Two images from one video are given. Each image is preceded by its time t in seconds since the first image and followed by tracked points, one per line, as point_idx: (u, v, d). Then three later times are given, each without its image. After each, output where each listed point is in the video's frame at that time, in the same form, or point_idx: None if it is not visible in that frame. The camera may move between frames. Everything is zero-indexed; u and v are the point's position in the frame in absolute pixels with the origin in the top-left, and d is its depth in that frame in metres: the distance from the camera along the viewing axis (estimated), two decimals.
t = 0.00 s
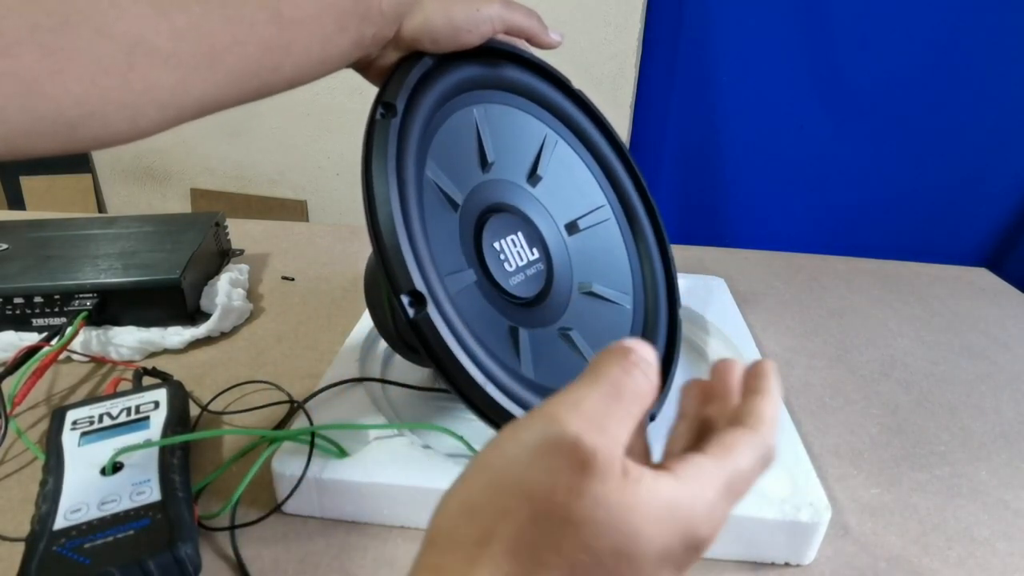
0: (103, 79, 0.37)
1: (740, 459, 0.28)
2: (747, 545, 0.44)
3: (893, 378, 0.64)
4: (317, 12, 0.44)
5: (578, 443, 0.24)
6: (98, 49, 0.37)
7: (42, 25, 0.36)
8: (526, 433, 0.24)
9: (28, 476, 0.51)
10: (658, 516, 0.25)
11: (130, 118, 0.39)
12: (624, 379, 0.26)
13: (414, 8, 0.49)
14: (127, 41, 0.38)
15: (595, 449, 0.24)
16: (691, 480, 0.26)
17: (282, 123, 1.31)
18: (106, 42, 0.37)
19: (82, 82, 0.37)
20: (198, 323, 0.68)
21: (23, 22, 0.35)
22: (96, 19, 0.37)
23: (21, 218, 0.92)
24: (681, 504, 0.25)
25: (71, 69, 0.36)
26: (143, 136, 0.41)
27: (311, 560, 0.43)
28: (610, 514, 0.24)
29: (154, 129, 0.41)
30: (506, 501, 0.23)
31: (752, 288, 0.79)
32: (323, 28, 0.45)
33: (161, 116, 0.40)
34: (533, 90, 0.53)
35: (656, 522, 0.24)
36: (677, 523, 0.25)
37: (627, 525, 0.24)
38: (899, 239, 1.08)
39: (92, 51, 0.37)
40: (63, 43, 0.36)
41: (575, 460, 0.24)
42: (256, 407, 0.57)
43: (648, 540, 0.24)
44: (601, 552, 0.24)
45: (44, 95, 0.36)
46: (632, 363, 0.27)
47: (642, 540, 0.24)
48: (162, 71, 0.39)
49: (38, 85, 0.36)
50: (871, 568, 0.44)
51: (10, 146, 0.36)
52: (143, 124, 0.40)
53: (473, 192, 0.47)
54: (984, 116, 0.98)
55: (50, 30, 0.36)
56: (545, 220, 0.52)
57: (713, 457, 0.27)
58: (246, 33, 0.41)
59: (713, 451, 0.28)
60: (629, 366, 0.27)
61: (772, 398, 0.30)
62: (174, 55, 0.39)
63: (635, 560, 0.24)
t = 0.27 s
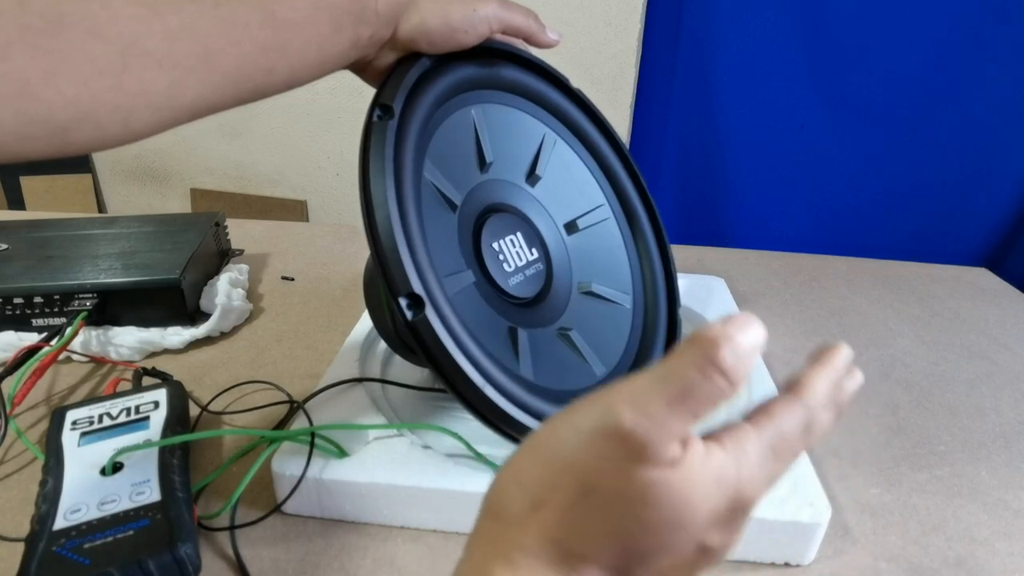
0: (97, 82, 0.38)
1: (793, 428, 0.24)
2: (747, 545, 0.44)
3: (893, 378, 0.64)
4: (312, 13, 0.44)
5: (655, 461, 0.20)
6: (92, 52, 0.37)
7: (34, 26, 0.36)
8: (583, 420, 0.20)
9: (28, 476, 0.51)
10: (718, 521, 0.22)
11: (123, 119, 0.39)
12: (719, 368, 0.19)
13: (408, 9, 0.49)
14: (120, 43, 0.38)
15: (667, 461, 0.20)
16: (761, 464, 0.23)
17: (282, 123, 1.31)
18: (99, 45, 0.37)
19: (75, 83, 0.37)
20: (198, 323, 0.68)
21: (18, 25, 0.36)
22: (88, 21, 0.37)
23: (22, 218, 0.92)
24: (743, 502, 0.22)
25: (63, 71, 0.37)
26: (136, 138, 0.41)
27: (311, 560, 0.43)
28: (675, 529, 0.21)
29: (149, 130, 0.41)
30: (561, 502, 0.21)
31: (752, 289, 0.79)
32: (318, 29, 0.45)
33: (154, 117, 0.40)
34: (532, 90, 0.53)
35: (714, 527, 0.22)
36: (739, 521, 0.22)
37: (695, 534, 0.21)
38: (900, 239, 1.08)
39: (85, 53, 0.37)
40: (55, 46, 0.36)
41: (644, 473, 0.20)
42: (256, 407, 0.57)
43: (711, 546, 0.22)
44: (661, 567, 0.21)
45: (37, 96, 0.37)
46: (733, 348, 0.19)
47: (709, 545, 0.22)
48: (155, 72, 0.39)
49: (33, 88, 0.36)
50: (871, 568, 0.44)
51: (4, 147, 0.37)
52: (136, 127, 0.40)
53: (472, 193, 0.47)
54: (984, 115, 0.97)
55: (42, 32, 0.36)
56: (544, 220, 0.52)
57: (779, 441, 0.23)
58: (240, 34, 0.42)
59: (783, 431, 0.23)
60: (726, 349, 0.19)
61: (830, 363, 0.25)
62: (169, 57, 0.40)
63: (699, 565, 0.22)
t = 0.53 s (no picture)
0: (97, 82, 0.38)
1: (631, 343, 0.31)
2: (747, 544, 0.44)
3: (893, 378, 0.64)
4: (312, 13, 0.44)
5: (507, 360, 0.26)
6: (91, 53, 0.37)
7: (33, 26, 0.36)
8: (462, 343, 0.27)
9: (27, 476, 0.51)
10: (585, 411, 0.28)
11: (123, 119, 0.39)
12: (542, 284, 0.27)
13: (409, 9, 0.49)
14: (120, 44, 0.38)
15: (514, 363, 0.26)
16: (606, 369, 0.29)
17: (282, 123, 1.31)
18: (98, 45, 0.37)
19: (75, 83, 0.37)
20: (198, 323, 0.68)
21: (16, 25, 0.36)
22: (88, 21, 0.38)
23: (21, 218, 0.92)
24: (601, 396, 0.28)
25: (63, 70, 0.37)
26: (136, 137, 0.41)
27: (311, 560, 0.43)
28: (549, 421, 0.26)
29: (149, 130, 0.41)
30: (450, 415, 0.26)
31: (752, 289, 0.79)
32: (318, 29, 0.45)
33: (154, 117, 0.41)
34: (531, 90, 0.53)
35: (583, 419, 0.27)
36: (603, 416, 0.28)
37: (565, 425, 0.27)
38: (899, 239, 1.08)
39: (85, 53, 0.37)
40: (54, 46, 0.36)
41: (504, 376, 0.26)
42: (257, 407, 0.57)
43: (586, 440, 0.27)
44: (554, 462, 0.26)
45: (37, 96, 0.37)
46: (547, 264, 0.27)
47: (583, 439, 0.27)
48: (155, 72, 0.39)
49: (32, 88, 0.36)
50: (871, 568, 0.44)
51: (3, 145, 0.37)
52: (136, 126, 0.40)
53: (472, 193, 0.47)
54: (984, 115, 0.97)
55: (42, 32, 0.37)
56: (544, 220, 0.52)
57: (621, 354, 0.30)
58: (240, 35, 0.41)
59: (620, 344, 0.30)
60: (550, 269, 0.28)
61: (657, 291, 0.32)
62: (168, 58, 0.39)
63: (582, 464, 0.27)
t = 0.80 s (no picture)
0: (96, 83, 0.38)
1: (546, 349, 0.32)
2: (747, 544, 0.44)
3: (894, 378, 0.64)
4: (311, 14, 0.44)
5: (415, 377, 0.28)
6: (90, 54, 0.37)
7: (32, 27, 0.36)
8: (373, 363, 0.29)
9: (27, 476, 0.51)
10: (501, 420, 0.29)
11: (121, 119, 0.40)
12: (443, 299, 0.29)
13: (409, 9, 0.49)
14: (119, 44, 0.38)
15: (423, 377, 0.28)
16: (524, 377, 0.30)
17: (282, 123, 1.30)
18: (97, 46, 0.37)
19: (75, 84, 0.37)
20: (198, 323, 0.68)
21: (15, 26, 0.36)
22: (85, 22, 0.38)
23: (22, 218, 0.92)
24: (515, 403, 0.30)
25: (61, 71, 0.38)
26: (135, 138, 0.41)
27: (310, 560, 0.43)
28: (465, 433, 0.27)
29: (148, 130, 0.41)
30: (367, 434, 0.27)
31: (752, 288, 0.79)
32: (318, 30, 0.45)
33: (151, 118, 0.41)
34: (531, 90, 0.53)
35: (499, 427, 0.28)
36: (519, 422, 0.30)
37: (485, 437, 0.28)
38: (900, 239, 1.08)
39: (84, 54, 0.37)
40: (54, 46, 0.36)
41: (413, 392, 0.27)
42: (256, 407, 0.57)
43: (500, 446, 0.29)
44: (474, 472, 0.27)
45: (35, 97, 0.37)
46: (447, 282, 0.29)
47: (502, 448, 0.28)
48: (153, 73, 0.40)
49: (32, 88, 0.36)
50: (871, 568, 0.44)
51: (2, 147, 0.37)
52: (135, 128, 0.41)
53: (472, 193, 0.47)
54: (984, 115, 0.97)
55: (38, 34, 0.37)
56: (545, 220, 0.52)
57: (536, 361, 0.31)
58: (239, 36, 0.42)
59: (537, 351, 0.31)
60: (451, 285, 0.29)
61: (574, 297, 0.34)
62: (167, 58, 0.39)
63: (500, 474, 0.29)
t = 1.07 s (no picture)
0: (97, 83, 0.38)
1: (470, 296, 0.28)
2: (746, 544, 0.44)
3: (894, 378, 0.64)
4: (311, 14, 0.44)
5: (303, 346, 0.25)
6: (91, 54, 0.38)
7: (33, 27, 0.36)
8: (258, 339, 0.26)
9: (28, 476, 0.51)
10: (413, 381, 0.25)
11: (120, 119, 0.41)
12: (339, 263, 0.27)
13: (410, 9, 0.49)
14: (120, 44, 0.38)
15: (312, 347, 0.25)
16: (442, 332, 0.26)
17: (282, 123, 1.31)
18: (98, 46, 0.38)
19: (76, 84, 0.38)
20: (198, 323, 0.68)
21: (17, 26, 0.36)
22: (85, 23, 0.40)
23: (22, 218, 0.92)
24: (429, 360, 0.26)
25: (61, 72, 0.39)
26: (136, 138, 0.43)
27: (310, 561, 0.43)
28: (364, 398, 0.23)
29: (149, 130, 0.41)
30: (252, 418, 0.24)
31: (752, 288, 0.79)
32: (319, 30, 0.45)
33: (151, 118, 0.42)
34: (532, 90, 0.53)
35: (415, 385, 0.25)
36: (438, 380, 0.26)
37: (392, 402, 0.24)
38: (900, 239, 1.08)
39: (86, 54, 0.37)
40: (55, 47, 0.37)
41: (298, 363, 0.24)
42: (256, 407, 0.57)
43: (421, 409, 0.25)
44: (382, 443, 0.24)
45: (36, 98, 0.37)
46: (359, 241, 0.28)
47: (420, 412, 0.25)
48: (153, 74, 0.41)
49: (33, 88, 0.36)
50: (871, 568, 0.44)
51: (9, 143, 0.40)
52: (135, 128, 0.42)
53: (472, 193, 0.47)
54: (984, 115, 0.97)
55: (39, 35, 0.39)
56: (545, 220, 0.52)
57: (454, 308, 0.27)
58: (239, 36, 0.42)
59: (454, 301, 0.27)
60: (351, 246, 0.28)
61: (495, 243, 0.29)
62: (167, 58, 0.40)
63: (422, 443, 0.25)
